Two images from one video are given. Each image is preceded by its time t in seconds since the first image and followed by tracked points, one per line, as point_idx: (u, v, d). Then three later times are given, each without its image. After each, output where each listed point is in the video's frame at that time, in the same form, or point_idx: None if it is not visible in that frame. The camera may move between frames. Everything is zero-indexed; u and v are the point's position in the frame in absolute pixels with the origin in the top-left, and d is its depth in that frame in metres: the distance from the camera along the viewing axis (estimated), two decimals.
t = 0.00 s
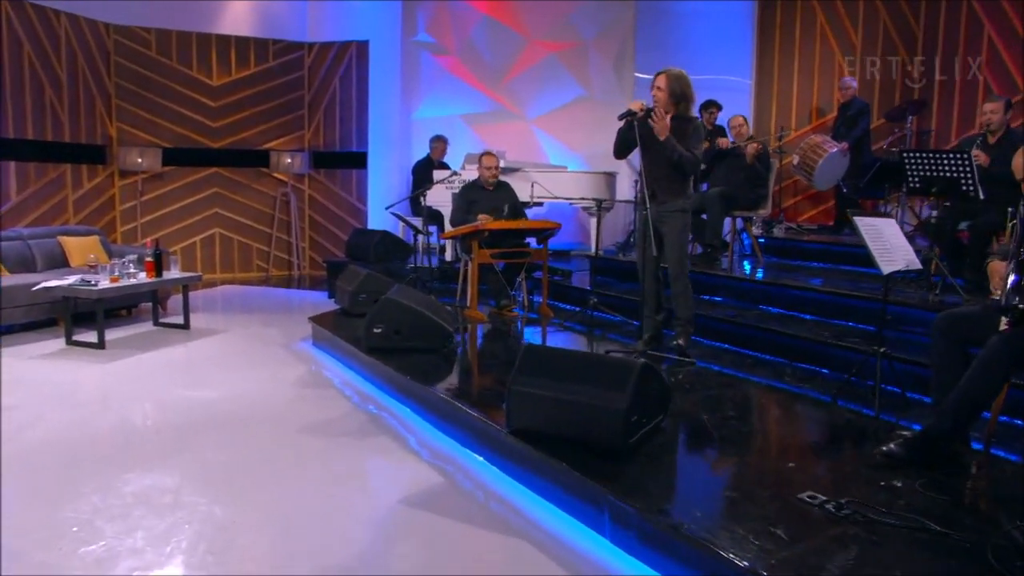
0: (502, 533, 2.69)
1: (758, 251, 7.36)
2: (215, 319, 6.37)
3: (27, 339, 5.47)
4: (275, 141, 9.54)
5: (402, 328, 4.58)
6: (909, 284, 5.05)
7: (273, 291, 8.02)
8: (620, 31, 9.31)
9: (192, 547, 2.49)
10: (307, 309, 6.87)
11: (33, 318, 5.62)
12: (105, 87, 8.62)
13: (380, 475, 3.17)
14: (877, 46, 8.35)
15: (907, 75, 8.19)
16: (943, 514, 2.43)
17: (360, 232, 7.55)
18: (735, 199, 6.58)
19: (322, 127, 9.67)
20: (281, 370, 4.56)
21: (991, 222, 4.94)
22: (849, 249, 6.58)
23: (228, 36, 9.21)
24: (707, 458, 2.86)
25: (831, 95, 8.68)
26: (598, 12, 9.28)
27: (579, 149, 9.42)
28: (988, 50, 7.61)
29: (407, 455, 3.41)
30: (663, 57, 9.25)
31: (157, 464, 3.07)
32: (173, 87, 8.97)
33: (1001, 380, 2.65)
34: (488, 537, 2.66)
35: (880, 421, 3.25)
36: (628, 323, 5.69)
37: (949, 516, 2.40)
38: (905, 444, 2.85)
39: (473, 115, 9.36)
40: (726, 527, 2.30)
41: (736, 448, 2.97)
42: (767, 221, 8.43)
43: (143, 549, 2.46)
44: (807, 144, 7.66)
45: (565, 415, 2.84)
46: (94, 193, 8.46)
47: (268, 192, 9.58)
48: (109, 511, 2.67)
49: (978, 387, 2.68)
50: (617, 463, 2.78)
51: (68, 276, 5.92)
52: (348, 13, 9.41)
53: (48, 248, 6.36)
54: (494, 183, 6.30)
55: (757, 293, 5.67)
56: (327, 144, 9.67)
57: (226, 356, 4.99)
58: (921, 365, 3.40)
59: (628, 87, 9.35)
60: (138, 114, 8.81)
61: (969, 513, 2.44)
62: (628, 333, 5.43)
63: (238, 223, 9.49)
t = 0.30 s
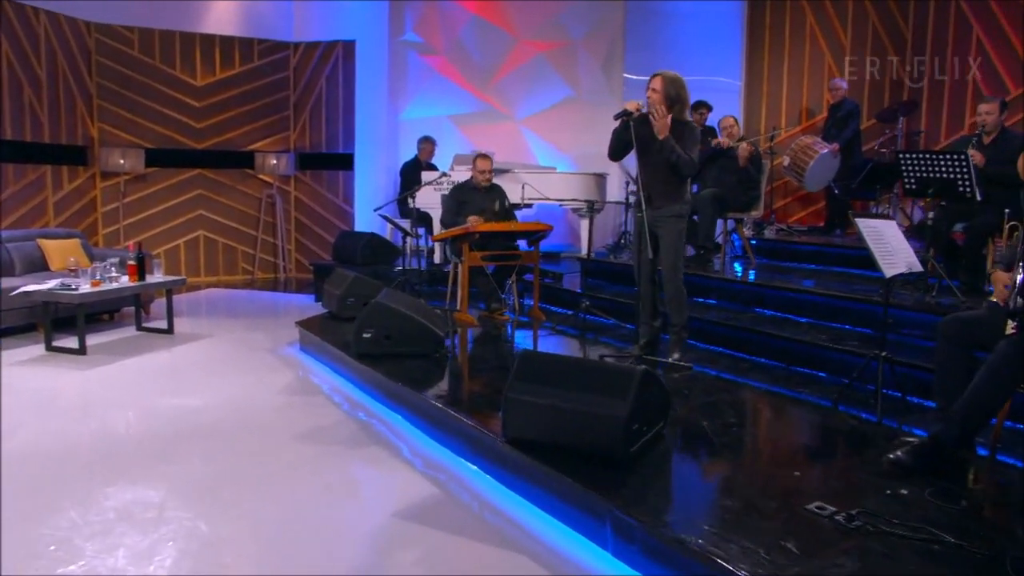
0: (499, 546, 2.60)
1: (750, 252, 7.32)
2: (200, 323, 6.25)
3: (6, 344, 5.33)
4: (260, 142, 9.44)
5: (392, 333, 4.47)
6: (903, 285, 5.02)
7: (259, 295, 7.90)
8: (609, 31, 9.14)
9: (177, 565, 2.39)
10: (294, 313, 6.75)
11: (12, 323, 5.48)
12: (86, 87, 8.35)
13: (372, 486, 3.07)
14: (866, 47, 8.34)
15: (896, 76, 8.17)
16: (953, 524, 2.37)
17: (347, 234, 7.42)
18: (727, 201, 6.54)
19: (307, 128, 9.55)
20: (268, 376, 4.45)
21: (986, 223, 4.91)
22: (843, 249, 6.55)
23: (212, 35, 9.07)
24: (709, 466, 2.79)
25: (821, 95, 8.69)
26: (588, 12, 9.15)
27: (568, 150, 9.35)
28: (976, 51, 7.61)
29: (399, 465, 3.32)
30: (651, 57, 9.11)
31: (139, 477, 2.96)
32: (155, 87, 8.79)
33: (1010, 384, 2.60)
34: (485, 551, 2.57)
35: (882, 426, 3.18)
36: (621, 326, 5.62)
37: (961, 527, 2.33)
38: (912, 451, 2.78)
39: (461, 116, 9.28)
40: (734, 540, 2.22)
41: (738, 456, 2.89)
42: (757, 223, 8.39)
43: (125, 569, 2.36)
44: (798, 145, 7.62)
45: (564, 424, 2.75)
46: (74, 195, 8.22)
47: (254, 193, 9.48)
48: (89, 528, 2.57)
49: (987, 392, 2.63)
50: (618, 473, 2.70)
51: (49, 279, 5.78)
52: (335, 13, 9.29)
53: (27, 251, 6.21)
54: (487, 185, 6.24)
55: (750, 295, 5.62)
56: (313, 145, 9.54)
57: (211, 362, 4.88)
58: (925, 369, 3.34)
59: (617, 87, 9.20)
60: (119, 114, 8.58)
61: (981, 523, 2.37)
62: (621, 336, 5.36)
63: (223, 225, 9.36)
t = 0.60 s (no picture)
0: (489, 565, 2.48)
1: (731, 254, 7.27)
2: (171, 330, 6.06)
3: None
4: (232, 144, 9.22)
5: (371, 340, 4.33)
6: (888, 288, 4.98)
7: (233, 299, 7.71)
8: (587, 33, 9.08)
9: None
10: (269, 319, 6.58)
11: None
12: (51, 85, 8.09)
13: (354, 503, 2.93)
14: (843, 48, 8.33)
15: (874, 77, 8.17)
16: (961, 536, 2.29)
17: (321, 237, 7.22)
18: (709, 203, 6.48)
19: (281, 130, 9.36)
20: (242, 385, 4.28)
21: (972, 225, 4.88)
22: (826, 251, 6.52)
23: (182, 34, 8.84)
24: (707, 478, 2.69)
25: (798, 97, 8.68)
26: (565, 11, 9.07)
27: (546, 151, 9.26)
28: (952, 52, 7.63)
29: (381, 479, 3.17)
30: (630, 58, 9.03)
31: (105, 497, 2.80)
32: (123, 86, 8.55)
33: (1016, 391, 2.51)
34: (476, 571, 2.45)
35: (878, 433, 3.11)
36: (605, 330, 5.52)
37: (969, 539, 2.25)
38: (912, 459, 2.69)
39: (437, 117, 9.14)
40: (737, 558, 2.12)
41: (735, 466, 2.80)
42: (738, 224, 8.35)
43: None
44: (777, 147, 7.59)
45: (556, 437, 2.63)
46: (39, 199, 7.93)
47: (225, 196, 9.26)
48: (50, 554, 2.42)
49: (987, 398, 2.55)
50: (612, 488, 2.58)
51: (10, 286, 5.56)
52: (309, 12, 9.10)
53: None
54: (467, 188, 6.12)
55: (735, 298, 5.55)
56: (286, 147, 9.35)
57: (182, 370, 4.70)
58: (920, 374, 3.27)
59: (596, 89, 9.13)
60: (87, 114, 8.34)
61: (989, 535, 2.30)
62: (605, 340, 5.26)
63: (194, 229, 9.13)
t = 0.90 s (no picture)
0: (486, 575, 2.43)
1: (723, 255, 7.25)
2: (158, 333, 5.97)
3: None
4: (221, 145, 9.12)
5: (362, 343, 4.27)
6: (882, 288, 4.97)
7: (221, 302, 7.63)
8: (576, 33, 9.00)
9: None
10: (258, 322, 6.50)
11: None
12: (34, 86, 7.96)
13: (346, 512, 2.87)
14: (833, 49, 8.32)
15: (864, 77, 8.18)
16: (965, 543, 2.26)
17: (310, 239, 7.15)
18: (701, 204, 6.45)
19: (269, 130, 9.27)
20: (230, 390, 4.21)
21: (965, 225, 4.86)
22: (818, 251, 6.51)
23: (168, 34, 8.74)
24: (707, 484, 2.64)
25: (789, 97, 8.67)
26: (555, 10, 9.01)
27: (536, 152, 9.22)
28: (941, 53, 7.63)
29: (374, 487, 3.12)
30: (620, 59, 8.97)
31: (90, 506, 2.74)
32: (109, 86, 8.44)
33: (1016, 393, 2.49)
34: None
35: (876, 437, 3.08)
36: (598, 332, 5.48)
37: (973, 546, 2.22)
38: (913, 464, 2.65)
39: (427, 118, 9.10)
40: (739, 566, 2.08)
41: (733, 471, 2.76)
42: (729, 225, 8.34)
43: None
44: (768, 147, 7.58)
45: (554, 443, 2.58)
46: (23, 200, 7.82)
47: (213, 198, 9.16)
48: (33, 567, 2.35)
49: (987, 399, 2.54)
50: (610, 494, 2.54)
51: None
52: (296, 11, 9.03)
53: None
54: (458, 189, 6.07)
55: (729, 300, 5.53)
56: (274, 148, 9.27)
57: (170, 375, 4.63)
58: (919, 376, 3.25)
59: (587, 91, 9.01)
60: (72, 114, 8.22)
61: (992, 541, 2.27)
62: (598, 343, 5.22)
63: (181, 231, 9.03)
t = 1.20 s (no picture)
0: None
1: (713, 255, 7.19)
2: (138, 338, 5.83)
3: None
4: (201, 145, 8.96)
5: (349, 348, 4.16)
6: (874, 289, 4.93)
7: (203, 305, 7.48)
8: (564, 31, 8.91)
9: None
10: (241, 325, 6.36)
11: None
12: (10, 85, 7.79)
13: (335, 526, 2.77)
14: (820, 48, 8.31)
15: (850, 77, 8.16)
16: (979, 555, 2.19)
17: (294, 240, 7.02)
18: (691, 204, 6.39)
19: (251, 130, 9.14)
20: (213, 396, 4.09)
21: (958, 226, 4.80)
22: (809, 252, 6.48)
23: (148, 31, 8.57)
24: (709, 493, 2.56)
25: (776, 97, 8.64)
26: (542, 8, 8.92)
27: (522, 152, 9.14)
28: (928, 52, 7.62)
29: (364, 498, 3.01)
30: (609, 58, 8.91)
31: (68, 522, 2.62)
32: (87, 85, 8.26)
33: None
34: None
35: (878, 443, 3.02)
36: (589, 335, 5.40)
37: (986, 558, 2.16)
38: (920, 470, 2.57)
39: (412, 117, 9.00)
40: None
41: (736, 479, 2.69)
42: (718, 225, 8.30)
43: None
44: (756, 147, 7.54)
45: (552, 452, 2.49)
46: None
47: (195, 199, 9.00)
48: None
49: (994, 407, 2.46)
50: (610, 506, 2.45)
51: None
52: (280, 8, 8.84)
53: None
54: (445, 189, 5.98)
55: (722, 301, 5.47)
56: (256, 148, 9.13)
57: (151, 381, 4.50)
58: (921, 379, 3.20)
59: (574, 92, 8.97)
60: (48, 114, 8.04)
61: (1004, 552, 2.21)
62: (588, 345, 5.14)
63: (162, 233, 8.86)
